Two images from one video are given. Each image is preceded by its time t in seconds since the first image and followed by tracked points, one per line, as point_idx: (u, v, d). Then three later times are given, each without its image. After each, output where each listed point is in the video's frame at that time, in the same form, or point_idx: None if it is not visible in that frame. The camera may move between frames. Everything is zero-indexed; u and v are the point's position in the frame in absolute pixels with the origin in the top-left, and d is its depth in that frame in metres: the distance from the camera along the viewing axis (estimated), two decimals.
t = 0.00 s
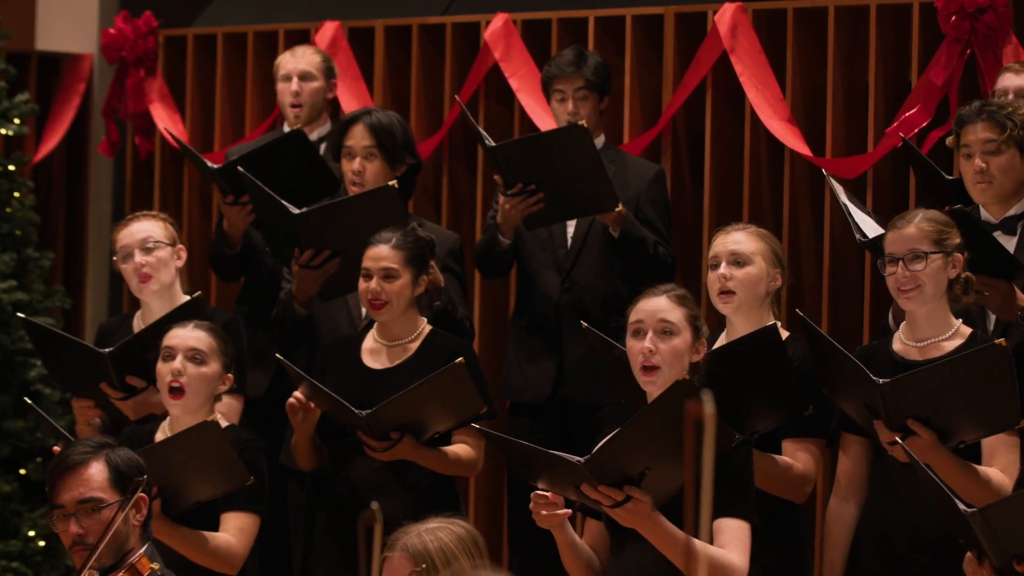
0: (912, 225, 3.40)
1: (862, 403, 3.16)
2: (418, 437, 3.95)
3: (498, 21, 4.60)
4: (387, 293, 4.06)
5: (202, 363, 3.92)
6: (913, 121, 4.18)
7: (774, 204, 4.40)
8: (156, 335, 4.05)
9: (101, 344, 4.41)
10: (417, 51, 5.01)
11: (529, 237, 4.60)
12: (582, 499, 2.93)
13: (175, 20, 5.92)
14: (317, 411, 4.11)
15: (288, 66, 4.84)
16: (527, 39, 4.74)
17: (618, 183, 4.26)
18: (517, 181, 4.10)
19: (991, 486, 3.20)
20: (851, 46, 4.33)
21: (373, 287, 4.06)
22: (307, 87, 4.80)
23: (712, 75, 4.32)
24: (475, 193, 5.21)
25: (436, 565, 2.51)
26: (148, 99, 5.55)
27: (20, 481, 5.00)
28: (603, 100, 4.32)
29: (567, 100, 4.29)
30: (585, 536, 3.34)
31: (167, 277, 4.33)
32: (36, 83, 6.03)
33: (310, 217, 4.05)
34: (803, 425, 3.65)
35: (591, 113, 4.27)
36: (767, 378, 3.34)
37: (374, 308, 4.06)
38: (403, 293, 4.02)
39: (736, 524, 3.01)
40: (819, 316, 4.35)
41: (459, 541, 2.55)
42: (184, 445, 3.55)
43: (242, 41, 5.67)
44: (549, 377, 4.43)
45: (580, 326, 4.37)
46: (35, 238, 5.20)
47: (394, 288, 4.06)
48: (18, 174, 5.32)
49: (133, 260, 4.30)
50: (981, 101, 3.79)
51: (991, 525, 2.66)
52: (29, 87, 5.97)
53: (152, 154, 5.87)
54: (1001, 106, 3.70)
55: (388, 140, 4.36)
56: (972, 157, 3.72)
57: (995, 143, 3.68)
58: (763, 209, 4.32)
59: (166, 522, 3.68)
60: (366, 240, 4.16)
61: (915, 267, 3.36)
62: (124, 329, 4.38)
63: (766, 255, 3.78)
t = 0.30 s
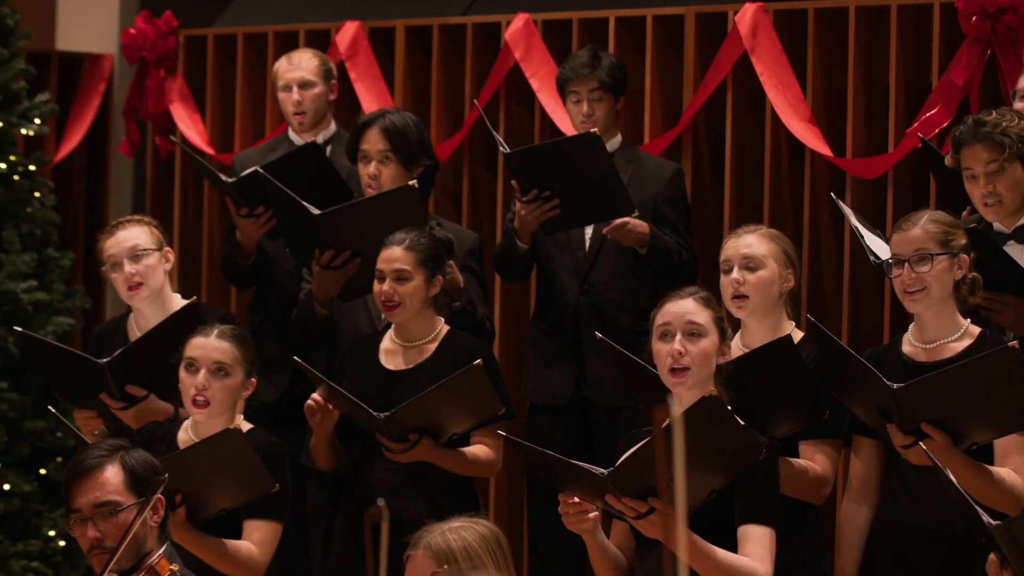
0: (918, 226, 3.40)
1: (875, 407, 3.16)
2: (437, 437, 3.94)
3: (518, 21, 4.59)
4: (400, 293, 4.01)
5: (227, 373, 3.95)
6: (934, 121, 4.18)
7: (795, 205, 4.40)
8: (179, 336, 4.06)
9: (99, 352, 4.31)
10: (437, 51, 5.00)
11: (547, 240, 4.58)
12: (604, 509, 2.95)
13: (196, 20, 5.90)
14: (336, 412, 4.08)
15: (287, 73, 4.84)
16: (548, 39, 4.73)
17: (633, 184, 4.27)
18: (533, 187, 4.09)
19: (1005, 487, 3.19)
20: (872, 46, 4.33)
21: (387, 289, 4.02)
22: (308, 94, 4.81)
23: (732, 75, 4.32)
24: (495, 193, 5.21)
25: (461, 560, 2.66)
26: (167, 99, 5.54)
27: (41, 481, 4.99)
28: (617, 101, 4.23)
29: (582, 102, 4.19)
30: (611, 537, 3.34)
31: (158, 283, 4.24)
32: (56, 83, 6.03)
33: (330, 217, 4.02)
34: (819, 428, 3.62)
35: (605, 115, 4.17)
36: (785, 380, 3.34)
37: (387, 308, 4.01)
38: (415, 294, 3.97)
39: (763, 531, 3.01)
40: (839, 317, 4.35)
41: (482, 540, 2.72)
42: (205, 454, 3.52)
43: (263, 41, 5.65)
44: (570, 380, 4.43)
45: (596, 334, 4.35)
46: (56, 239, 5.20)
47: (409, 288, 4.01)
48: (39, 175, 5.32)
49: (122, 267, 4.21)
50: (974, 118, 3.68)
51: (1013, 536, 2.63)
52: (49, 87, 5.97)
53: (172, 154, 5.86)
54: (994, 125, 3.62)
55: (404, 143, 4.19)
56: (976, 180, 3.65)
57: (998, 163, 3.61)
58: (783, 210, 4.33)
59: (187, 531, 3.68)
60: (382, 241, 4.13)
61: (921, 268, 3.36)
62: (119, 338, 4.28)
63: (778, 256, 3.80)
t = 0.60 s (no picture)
0: (932, 226, 3.36)
1: (892, 407, 3.17)
2: (455, 438, 3.85)
3: (540, 21, 4.59)
4: (417, 291, 3.93)
5: (245, 366, 3.91)
6: (955, 121, 4.16)
7: (816, 205, 4.39)
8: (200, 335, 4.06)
9: (96, 355, 4.23)
10: (458, 52, 5.00)
11: (564, 233, 4.44)
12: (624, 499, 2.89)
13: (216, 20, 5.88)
14: (354, 410, 3.99)
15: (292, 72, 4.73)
16: (569, 38, 4.73)
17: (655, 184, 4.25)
18: (548, 182, 4.05)
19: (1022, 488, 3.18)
20: (894, 47, 4.32)
21: (402, 287, 3.94)
22: (314, 92, 4.70)
23: (754, 75, 4.32)
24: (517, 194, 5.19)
25: (483, 563, 2.56)
26: (188, 99, 5.54)
27: (62, 480, 5.00)
28: (638, 101, 4.12)
29: (601, 99, 4.07)
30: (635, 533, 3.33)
31: (151, 284, 4.16)
32: (77, 83, 6.05)
33: (350, 216, 3.98)
34: (833, 423, 3.63)
35: (625, 113, 4.07)
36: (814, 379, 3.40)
37: (404, 307, 3.93)
38: (432, 291, 3.88)
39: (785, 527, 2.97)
40: (860, 318, 4.34)
41: (504, 541, 2.62)
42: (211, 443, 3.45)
43: (284, 41, 5.64)
44: (588, 377, 4.28)
45: (615, 326, 4.22)
46: (75, 238, 5.21)
47: (425, 286, 3.93)
48: (59, 174, 5.34)
49: (114, 266, 4.13)
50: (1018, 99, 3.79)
51: None
52: (71, 87, 5.99)
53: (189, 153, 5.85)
54: None
55: (425, 140, 4.16)
56: (1010, 154, 3.71)
57: None
58: (804, 209, 4.33)
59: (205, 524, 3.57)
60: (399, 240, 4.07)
61: (934, 269, 3.33)
62: (115, 341, 4.21)
63: (796, 255, 3.83)
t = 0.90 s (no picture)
0: (957, 226, 3.34)
1: (914, 407, 3.16)
2: (473, 438, 3.79)
3: (561, 21, 4.59)
4: (440, 291, 3.89)
5: (254, 365, 3.72)
6: (976, 122, 4.15)
7: (837, 205, 4.40)
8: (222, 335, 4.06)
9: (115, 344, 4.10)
10: (480, 52, 5.00)
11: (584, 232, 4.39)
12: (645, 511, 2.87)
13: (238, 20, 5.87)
14: (373, 410, 3.87)
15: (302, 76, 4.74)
16: (591, 38, 4.73)
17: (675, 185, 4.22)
18: (571, 179, 4.03)
19: None
20: (917, 47, 4.32)
21: (425, 287, 3.90)
22: (326, 95, 4.70)
23: (776, 75, 4.32)
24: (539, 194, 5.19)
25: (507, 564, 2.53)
26: (210, 99, 5.54)
27: (83, 480, 5.02)
28: (658, 102, 4.06)
29: (621, 102, 4.01)
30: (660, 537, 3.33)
31: (180, 278, 4.04)
32: (99, 81, 6.05)
33: (372, 215, 3.96)
34: (850, 424, 3.66)
35: (646, 116, 4.00)
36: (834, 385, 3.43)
37: (427, 307, 3.89)
38: (456, 290, 3.84)
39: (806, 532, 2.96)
40: (880, 318, 4.33)
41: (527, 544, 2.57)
42: (233, 452, 3.35)
43: (305, 41, 5.63)
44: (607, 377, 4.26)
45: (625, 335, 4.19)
46: (97, 239, 5.22)
47: (447, 286, 3.89)
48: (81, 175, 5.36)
49: (147, 253, 4.01)
50: None
51: None
52: (92, 86, 5.99)
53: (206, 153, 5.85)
54: None
55: (445, 140, 4.16)
56: None
57: None
58: (825, 209, 4.33)
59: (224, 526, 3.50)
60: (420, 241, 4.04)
61: (958, 268, 3.30)
62: (133, 331, 4.07)
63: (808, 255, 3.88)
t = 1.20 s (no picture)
0: (990, 226, 3.33)
1: (938, 406, 3.14)
2: (493, 437, 3.76)
3: (583, 21, 4.59)
4: (467, 294, 3.86)
5: (275, 366, 3.62)
6: (998, 122, 4.13)
7: (858, 205, 4.39)
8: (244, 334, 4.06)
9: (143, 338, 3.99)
10: (501, 52, 5.00)
11: (604, 231, 4.37)
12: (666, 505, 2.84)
13: (260, 20, 5.87)
14: (395, 408, 3.82)
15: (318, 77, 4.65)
16: (612, 38, 4.73)
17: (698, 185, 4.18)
18: (593, 178, 4.03)
19: None
20: (938, 48, 4.31)
21: (451, 291, 3.87)
22: (343, 96, 4.63)
23: (797, 75, 4.32)
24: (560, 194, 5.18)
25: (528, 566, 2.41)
26: (232, 99, 5.54)
27: (105, 480, 5.03)
28: (681, 104, 4.05)
29: (645, 104, 4.00)
30: (682, 537, 3.31)
31: (218, 286, 3.95)
32: (121, 82, 6.06)
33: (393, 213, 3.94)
34: (868, 422, 3.69)
35: (670, 119, 4.00)
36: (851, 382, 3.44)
37: (454, 310, 3.86)
38: (482, 293, 3.81)
39: (827, 534, 2.95)
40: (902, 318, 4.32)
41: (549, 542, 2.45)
42: (263, 447, 3.23)
43: (327, 41, 5.62)
44: (627, 376, 4.20)
45: (639, 336, 4.16)
46: (119, 238, 5.23)
47: (473, 289, 3.87)
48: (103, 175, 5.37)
49: (190, 256, 3.92)
50: None
51: None
52: (114, 86, 6.00)
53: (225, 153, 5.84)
54: None
55: (470, 139, 4.17)
56: None
57: None
58: (847, 208, 4.32)
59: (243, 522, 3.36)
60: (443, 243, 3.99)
61: (989, 268, 3.30)
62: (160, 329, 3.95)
63: (824, 254, 3.90)
